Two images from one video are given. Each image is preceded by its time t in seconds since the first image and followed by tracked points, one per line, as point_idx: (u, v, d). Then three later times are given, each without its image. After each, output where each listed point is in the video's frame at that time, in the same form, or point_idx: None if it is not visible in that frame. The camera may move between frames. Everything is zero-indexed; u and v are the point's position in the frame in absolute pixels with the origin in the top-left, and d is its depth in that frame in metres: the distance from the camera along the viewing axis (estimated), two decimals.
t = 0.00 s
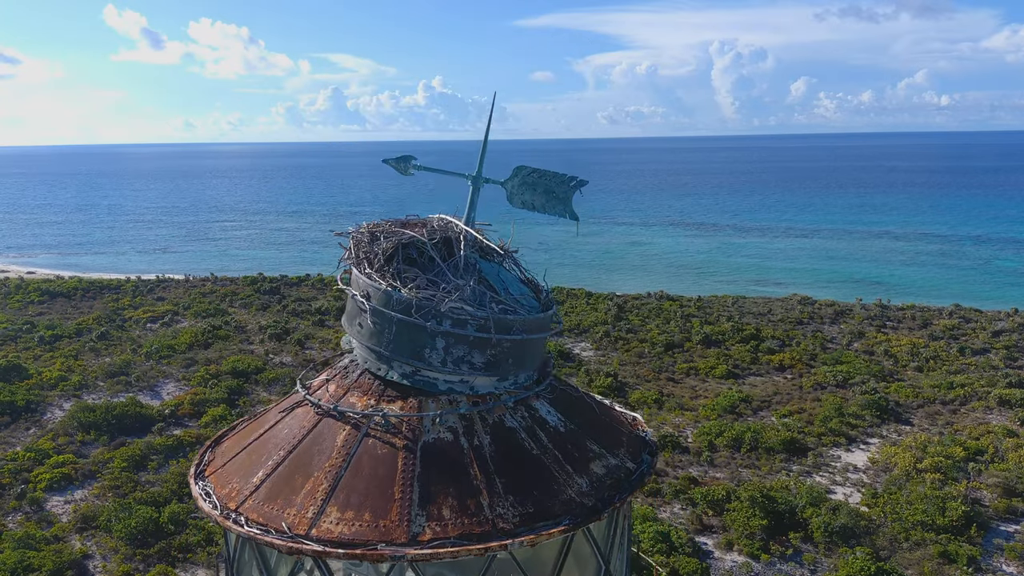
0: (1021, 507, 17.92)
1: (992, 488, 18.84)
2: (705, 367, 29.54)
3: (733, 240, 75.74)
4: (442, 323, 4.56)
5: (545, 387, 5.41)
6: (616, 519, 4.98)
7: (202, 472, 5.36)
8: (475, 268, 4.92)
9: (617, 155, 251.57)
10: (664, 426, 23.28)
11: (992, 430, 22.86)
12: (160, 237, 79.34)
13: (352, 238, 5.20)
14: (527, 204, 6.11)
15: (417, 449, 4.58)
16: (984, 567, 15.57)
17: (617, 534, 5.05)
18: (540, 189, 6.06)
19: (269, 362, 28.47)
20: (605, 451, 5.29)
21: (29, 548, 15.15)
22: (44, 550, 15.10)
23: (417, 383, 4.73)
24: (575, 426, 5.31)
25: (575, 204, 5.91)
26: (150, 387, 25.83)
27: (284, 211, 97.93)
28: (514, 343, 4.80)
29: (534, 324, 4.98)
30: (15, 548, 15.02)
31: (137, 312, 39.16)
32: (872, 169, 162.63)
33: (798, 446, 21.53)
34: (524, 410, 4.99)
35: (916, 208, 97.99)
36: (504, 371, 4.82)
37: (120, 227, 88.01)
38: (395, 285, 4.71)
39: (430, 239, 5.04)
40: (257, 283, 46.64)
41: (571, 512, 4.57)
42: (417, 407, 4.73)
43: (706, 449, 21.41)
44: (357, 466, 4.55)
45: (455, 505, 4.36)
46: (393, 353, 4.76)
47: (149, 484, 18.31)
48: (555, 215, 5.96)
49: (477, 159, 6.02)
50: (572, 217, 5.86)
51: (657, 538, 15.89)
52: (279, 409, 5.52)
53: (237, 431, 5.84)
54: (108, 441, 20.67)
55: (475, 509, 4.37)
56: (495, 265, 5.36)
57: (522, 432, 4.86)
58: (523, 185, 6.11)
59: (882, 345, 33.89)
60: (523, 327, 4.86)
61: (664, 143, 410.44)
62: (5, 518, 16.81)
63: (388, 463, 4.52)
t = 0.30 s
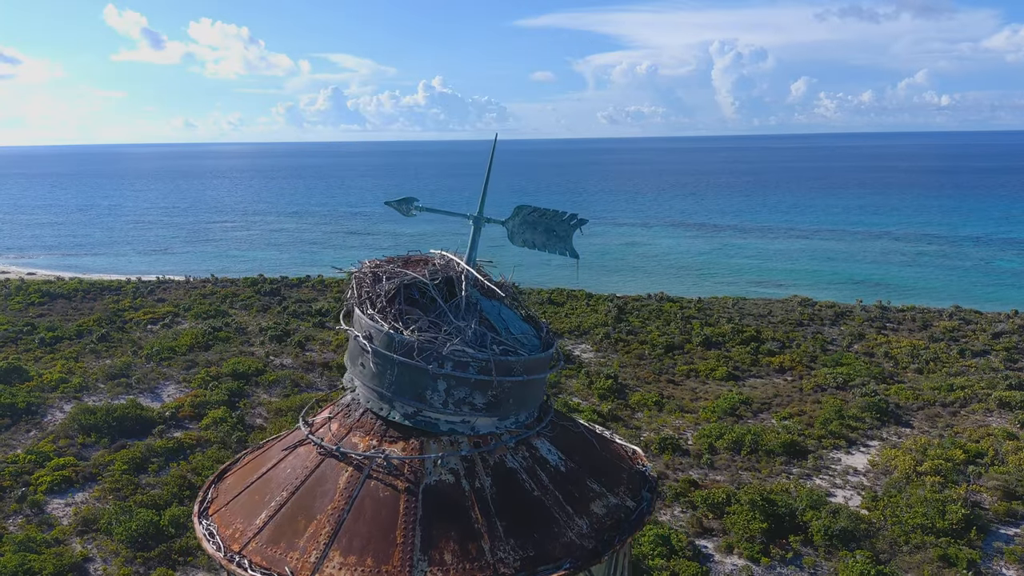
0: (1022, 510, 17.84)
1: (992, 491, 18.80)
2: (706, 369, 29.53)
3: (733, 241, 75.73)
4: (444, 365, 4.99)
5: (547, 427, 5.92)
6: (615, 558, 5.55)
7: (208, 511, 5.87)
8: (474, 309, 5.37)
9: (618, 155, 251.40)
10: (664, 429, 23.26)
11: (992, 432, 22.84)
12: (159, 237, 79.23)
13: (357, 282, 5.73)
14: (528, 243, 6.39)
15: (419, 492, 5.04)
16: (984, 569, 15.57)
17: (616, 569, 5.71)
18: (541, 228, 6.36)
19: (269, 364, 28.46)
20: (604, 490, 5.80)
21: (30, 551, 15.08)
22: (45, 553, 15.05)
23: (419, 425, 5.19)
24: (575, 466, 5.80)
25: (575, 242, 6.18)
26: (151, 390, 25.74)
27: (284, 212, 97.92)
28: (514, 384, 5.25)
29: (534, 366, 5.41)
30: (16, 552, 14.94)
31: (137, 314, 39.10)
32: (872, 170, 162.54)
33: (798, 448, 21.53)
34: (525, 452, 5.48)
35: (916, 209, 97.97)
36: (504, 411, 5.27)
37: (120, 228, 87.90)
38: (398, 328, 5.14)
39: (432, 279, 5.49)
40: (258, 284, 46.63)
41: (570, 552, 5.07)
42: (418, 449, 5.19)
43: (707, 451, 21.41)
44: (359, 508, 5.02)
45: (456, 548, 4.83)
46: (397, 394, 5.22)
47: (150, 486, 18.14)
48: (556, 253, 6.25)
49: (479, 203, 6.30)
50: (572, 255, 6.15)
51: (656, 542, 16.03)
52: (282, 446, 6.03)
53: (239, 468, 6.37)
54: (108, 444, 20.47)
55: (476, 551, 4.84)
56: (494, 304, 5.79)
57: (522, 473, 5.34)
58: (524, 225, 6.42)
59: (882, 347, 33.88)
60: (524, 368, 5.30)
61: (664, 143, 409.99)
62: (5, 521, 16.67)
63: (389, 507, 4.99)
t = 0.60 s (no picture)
0: (1022, 512, 17.74)
1: (993, 493, 18.76)
2: (706, 370, 29.54)
3: (733, 241, 75.72)
4: (446, 395, 5.25)
5: (548, 455, 6.23)
6: None
7: (211, 537, 6.16)
8: (475, 338, 5.66)
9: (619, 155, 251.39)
10: (664, 430, 23.26)
11: (992, 434, 22.79)
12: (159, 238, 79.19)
13: (360, 309, 6.01)
14: (529, 268, 6.76)
15: (420, 520, 5.31)
16: (983, 572, 15.59)
17: None
18: (541, 254, 6.71)
19: (269, 366, 28.44)
20: (603, 517, 6.15)
21: (30, 553, 15.06)
22: (45, 555, 15.03)
23: (420, 452, 5.43)
24: (574, 493, 6.13)
25: (573, 266, 6.49)
26: (151, 391, 25.71)
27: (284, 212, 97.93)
28: (514, 413, 5.52)
29: (533, 394, 5.69)
30: (16, 554, 14.91)
31: (137, 315, 39.05)
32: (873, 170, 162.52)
33: (798, 450, 21.50)
34: (526, 479, 5.77)
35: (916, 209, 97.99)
36: (504, 438, 5.54)
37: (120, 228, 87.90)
38: (400, 358, 5.42)
39: (433, 307, 5.79)
40: (258, 285, 46.62)
41: None
42: (419, 477, 5.46)
43: (707, 453, 21.40)
44: (360, 536, 5.28)
45: None
46: (399, 422, 5.48)
47: (150, 488, 18.12)
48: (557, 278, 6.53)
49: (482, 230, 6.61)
50: (573, 279, 6.40)
51: (656, 544, 16.09)
52: (283, 473, 6.32)
53: (240, 492, 6.68)
54: (108, 445, 20.48)
55: None
56: (494, 330, 6.07)
57: (523, 500, 5.63)
58: (525, 251, 6.78)
59: (882, 348, 33.90)
60: (524, 396, 5.56)
61: (665, 143, 409.61)
62: (6, 523, 16.67)
63: (390, 534, 5.25)
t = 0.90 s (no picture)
0: (1022, 513, 17.71)
1: (992, 494, 18.73)
2: (706, 371, 29.57)
3: (733, 241, 75.71)
4: (446, 414, 5.29)
5: (548, 472, 6.28)
6: None
7: (213, 555, 6.20)
8: (475, 356, 5.71)
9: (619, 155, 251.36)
10: (664, 431, 23.28)
11: (992, 435, 22.77)
12: (160, 238, 79.16)
13: (362, 327, 6.07)
14: (528, 285, 6.86)
15: (421, 539, 5.36)
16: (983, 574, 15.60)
17: None
18: (541, 271, 6.84)
19: (269, 367, 28.46)
20: (604, 534, 6.24)
21: (31, 555, 15.06)
22: (46, 557, 15.03)
23: (420, 470, 5.47)
24: (573, 511, 6.19)
25: (574, 284, 6.67)
26: (152, 392, 25.72)
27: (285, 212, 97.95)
28: (514, 431, 5.56)
29: (533, 412, 5.73)
30: (17, 555, 14.91)
31: (138, 316, 39.08)
32: (873, 170, 162.54)
33: (798, 451, 21.49)
34: (526, 496, 5.84)
35: (916, 210, 98.07)
36: (504, 456, 5.58)
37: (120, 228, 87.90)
38: (400, 377, 5.46)
39: (434, 325, 5.86)
40: (258, 285, 46.65)
41: None
42: (420, 495, 5.51)
43: (707, 454, 21.42)
44: (361, 555, 5.33)
45: None
46: (399, 440, 5.52)
47: (151, 488, 18.15)
48: (556, 293, 6.72)
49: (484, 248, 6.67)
50: (573, 294, 6.61)
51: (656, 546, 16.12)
52: (284, 488, 6.36)
53: (242, 507, 6.76)
54: (109, 446, 20.49)
55: None
56: (495, 348, 6.10)
57: (523, 518, 5.68)
58: (525, 268, 6.88)
59: (882, 348, 33.93)
60: (524, 415, 5.61)
61: (665, 143, 409.78)
62: (7, 524, 16.68)
63: (391, 554, 5.31)
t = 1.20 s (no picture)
0: (1022, 513, 17.70)
1: (993, 494, 18.73)
2: (706, 371, 29.55)
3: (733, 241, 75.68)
4: (446, 417, 5.29)
5: (547, 475, 6.28)
6: None
7: (214, 557, 6.20)
8: (475, 360, 5.71)
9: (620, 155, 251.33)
10: (665, 431, 23.28)
11: (992, 435, 22.76)
12: (159, 238, 79.10)
13: (361, 330, 6.07)
14: (529, 288, 6.86)
15: (421, 542, 5.37)
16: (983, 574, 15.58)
17: None
18: (541, 274, 6.84)
19: (269, 367, 28.46)
20: (604, 536, 6.25)
21: (31, 555, 15.07)
22: (46, 557, 15.03)
23: (420, 472, 5.48)
24: (573, 514, 6.19)
25: (573, 286, 6.67)
26: (152, 392, 25.70)
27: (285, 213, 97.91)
28: (514, 435, 5.56)
29: (533, 416, 5.73)
30: (17, 555, 14.92)
31: (138, 316, 39.05)
32: (873, 170, 162.63)
33: (798, 452, 21.48)
34: (526, 499, 5.85)
35: (916, 209, 98.07)
36: (504, 459, 5.59)
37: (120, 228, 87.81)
38: (400, 381, 5.46)
39: (434, 329, 5.85)
40: (258, 285, 46.66)
41: None
42: (421, 499, 5.52)
43: (707, 454, 21.41)
44: (361, 557, 5.34)
45: None
46: (399, 444, 5.53)
47: (151, 488, 18.14)
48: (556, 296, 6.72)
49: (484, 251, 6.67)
50: (572, 297, 6.62)
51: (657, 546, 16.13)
52: (285, 491, 6.36)
53: (243, 510, 6.76)
54: (109, 447, 20.49)
55: None
56: (495, 351, 6.12)
57: (523, 521, 5.70)
58: (525, 271, 6.89)
59: (882, 348, 33.93)
60: (525, 418, 5.60)
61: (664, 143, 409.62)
62: (7, 524, 16.68)
63: (391, 556, 5.31)
